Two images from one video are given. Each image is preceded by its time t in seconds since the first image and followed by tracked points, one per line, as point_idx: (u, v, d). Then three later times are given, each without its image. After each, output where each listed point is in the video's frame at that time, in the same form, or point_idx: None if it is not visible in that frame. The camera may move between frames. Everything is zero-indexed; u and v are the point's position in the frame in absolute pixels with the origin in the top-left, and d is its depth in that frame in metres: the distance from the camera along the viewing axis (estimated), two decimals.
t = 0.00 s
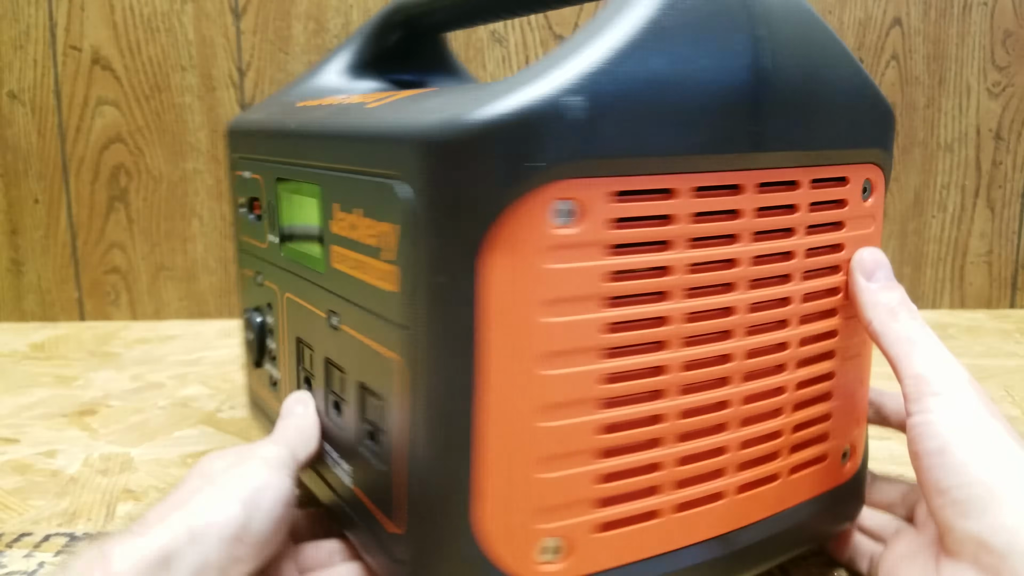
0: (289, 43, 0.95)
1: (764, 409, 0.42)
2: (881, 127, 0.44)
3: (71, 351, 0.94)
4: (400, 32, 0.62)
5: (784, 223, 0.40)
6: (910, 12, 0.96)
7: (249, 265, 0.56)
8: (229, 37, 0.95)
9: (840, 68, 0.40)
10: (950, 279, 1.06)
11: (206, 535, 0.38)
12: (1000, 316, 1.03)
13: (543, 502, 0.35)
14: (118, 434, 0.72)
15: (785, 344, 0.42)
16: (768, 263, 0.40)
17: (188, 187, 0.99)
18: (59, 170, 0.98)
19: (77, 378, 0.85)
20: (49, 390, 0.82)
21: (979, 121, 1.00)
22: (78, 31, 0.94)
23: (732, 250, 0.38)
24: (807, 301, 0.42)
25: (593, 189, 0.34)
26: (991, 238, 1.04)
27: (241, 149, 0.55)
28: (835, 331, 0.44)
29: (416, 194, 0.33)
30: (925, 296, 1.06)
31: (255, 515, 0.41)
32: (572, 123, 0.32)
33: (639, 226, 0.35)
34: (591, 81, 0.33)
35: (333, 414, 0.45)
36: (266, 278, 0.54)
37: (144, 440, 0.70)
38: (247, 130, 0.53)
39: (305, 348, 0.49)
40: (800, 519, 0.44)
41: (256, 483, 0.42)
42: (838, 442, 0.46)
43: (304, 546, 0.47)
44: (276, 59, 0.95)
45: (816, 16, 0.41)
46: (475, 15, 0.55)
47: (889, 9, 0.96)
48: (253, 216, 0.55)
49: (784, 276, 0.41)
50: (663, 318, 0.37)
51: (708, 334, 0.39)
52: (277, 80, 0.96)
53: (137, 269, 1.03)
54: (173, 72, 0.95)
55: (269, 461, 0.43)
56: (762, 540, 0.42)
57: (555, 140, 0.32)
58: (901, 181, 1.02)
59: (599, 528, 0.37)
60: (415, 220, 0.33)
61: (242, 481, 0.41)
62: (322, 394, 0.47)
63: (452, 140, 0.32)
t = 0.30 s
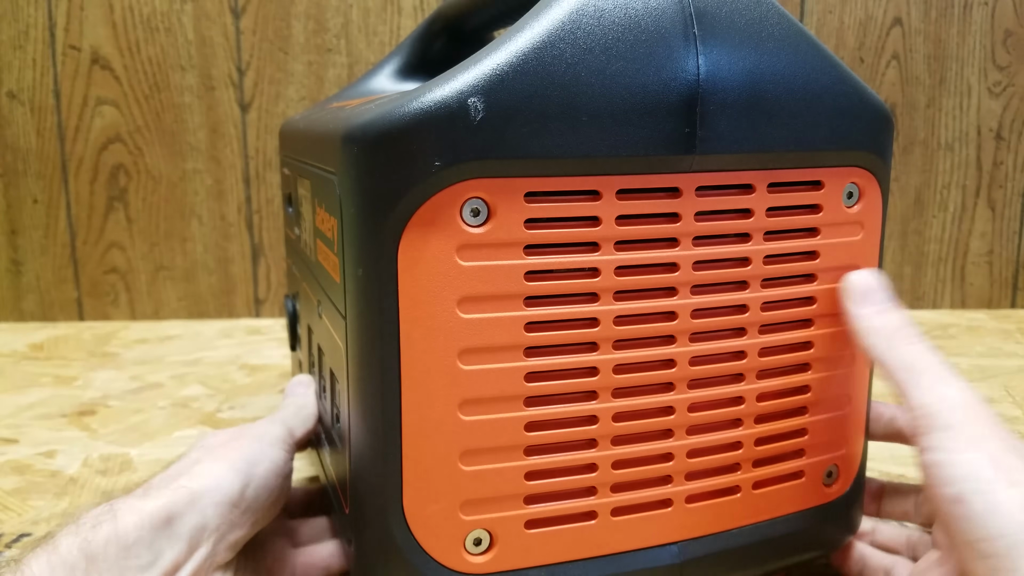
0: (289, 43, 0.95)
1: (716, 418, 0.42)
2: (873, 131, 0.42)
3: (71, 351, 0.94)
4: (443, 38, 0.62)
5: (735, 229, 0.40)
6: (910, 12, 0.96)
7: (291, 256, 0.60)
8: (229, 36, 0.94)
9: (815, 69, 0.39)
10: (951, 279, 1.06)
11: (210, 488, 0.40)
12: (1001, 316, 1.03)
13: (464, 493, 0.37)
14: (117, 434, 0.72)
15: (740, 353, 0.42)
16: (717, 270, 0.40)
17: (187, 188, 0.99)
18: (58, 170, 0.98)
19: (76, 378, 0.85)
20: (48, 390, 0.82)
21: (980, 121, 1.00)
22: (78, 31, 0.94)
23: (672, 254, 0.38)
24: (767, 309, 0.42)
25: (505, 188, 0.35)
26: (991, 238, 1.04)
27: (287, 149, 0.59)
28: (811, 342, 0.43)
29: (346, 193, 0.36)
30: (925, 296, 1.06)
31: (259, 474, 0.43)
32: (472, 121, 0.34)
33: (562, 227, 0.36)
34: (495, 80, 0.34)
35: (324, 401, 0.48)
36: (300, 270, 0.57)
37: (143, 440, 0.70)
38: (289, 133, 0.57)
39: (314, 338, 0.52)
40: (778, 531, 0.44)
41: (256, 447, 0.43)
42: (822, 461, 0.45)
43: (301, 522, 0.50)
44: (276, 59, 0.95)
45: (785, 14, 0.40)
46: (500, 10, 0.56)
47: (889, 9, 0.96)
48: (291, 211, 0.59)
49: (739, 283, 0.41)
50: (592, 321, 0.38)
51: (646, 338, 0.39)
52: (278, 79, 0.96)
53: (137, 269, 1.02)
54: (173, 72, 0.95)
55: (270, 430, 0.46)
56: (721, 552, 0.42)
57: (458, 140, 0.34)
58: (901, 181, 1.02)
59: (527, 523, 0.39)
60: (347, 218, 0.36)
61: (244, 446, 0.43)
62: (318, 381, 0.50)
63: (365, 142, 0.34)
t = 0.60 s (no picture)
0: (289, 43, 0.95)
1: (716, 417, 0.42)
2: (873, 131, 0.42)
3: (70, 352, 0.93)
4: (443, 37, 0.62)
5: (736, 229, 0.40)
6: (910, 12, 0.96)
7: (291, 256, 0.60)
8: (229, 36, 0.94)
9: (816, 69, 0.39)
10: (951, 279, 1.06)
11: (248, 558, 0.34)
12: (1001, 316, 1.03)
13: (465, 494, 0.37)
14: (117, 434, 0.72)
15: (739, 352, 0.42)
16: (718, 271, 0.40)
17: (187, 188, 0.98)
18: (58, 170, 0.98)
19: (75, 378, 0.85)
20: (48, 389, 0.82)
21: (981, 121, 1.00)
22: (78, 31, 0.94)
23: (672, 254, 0.38)
24: (765, 309, 0.42)
25: (504, 189, 0.35)
26: (991, 238, 1.04)
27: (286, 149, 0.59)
28: (811, 342, 0.43)
29: (346, 193, 0.36)
30: (925, 296, 1.05)
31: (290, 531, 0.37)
32: (472, 121, 0.34)
33: (563, 228, 0.36)
34: (494, 80, 0.34)
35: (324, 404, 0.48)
36: (299, 271, 0.57)
37: (143, 440, 0.70)
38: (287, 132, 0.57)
39: (313, 340, 0.51)
40: (779, 532, 0.44)
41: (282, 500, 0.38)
42: (822, 461, 0.45)
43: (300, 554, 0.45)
44: (276, 59, 0.95)
45: (785, 13, 0.40)
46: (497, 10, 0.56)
47: (889, 9, 0.95)
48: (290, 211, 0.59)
49: (738, 283, 0.41)
50: (593, 322, 0.38)
51: (647, 338, 0.39)
52: (278, 79, 0.96)
53: (136, 269, 1.02)
54: (173, 72, 0.95)
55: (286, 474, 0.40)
56: (722, 552, 0.42)
57: (458, 140, 0.34)
58: (901, 180, 1.01)
59: (527, 524, 0.39)
60: (346, 218, 0.36)
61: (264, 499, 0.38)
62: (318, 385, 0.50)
63: (364, 142, 0.34)
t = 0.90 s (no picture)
0: (289, 43, 0.95)
1: (710, 418, 0.41)
2: (871, 130, 0.42)
3: (70, 351, 0.93)
4: (444, 38, 0.63)
5: (731, 229, 0.40)
6: (910, 12, 0.96)
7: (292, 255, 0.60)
8: (229, 36, 0.94)
9: (812, 69, 0.39)
10: (951, 279, 1.06)
11: None
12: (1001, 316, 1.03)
13: (457, 494, 0.37)
14: (117, 434, 0.72)
15: (734, 353, 0.41)
16: (712, 271, 0.40)
17: (186, 188, 0.99)
18: (58, 169, 0.98)
19: (75, 378, 0.85)
20: (47, 389, 0.82)
21: (981, 121, 1.00)
22: (77, 31, 0.94)
23: (666, 254, 0.38)
24: (760, 310, 0.42)
25: (499, 189, 0.35)
26: (991, 238, 1.04)
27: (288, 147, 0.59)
28: (806, 343, 0.43)
29: (341, 192, 0.36)
30: (925, 296, 1.05)
31: None
32: (466, 122, 0.34)
33: (555, 227, 0.36)
34: (489, 80, 0.34)
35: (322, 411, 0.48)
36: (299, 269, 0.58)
37: (143, 440, 0.70)
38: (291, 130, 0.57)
39: (312, 340, 0.51)
40: (773, 534, 0.43)
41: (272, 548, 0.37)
42: (818, 463, 0.45)
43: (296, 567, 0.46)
44: (276, 59, 0.95)
45: (780, 13, 0.40)
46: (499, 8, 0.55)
47: (889, 9, 0.95)
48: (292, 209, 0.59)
49: (733, 284, 0.41)
50: (586, 321, 0.38)
51: (640, 339, 0.39)
52: (278, 79, 0.96)
53: (136, 269, 1.02)
54: (173, 72, 0.95)
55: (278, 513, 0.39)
56: (715, 553, 0.42)
57: (452, 140, 0.34)
58: (901, 180, 1.01)
59: (517, 524, 0.39)
60: (341, 218, 0.36)
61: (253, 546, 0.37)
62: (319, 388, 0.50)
63: (358, 142, 0.34)
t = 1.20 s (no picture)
0: (289, 43, 0.95)
1: (660, 417, 0.45)
2: (840, 129, 0.43)
3: (70, 351, 0.93)
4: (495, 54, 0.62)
5: (677, 229, 0.43)
6: (910, 12, 0.96)
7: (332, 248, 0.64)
8: (229, 36, 0.94)
9: (766, 71, 0.42)
10: (951, 279, 1.06)
11: (186, 550, 0.39)
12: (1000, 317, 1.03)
13: (399, 467, 0.43)
14: (117, 434, 0.72)
15: (685, 355, 0.44)
16: (657, 269, 0.43)
17: (187, 188, 0.99)
18: (58, 169, 0.98)
19: (75, 378, 0.85)
20: (47, 390, 0.82)
21: (980, 121, 1.00)
22: (77, 31, 0.93)
23: (605, 252, 0.42)
24: (712, 313, 0.44)
25: (433, 185, 0.41)
26: (991, 238, 1.04)
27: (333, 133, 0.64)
28: (767, 348, 0.45)
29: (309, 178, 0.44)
30: (925, 295, 1.05)
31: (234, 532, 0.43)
32: (401, 120, 0.39)
33: (492, 226, 0.41)
34: (423, 84, 0.39)
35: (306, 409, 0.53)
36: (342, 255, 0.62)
37: (143, 440, 0.70)
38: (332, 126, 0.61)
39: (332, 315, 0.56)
40: (733, 539, 0.46)
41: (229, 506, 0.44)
42: (786, 470, 0.47)
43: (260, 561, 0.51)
44: (276, 59, 0.95)
45: (737, 17, 0.42)
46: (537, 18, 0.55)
47: (889, 9, 0.95)
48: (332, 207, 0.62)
49: (683, 285, 0.44)
50: (524, 314, 0.42)
51: (580, 333, 0.43)
52: (278, 79, 0.96)
53: (136, 269, 1.02)
54: (173, 72, 0.95)
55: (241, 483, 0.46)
56: (661, 552, 0.45)
57: (388, 137, 0.40)
58: (901, 180, 1.01)
59: (456, 503, 0.44)
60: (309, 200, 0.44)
61: (210, 504, 0.43)
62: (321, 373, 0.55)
63: (315, 137, 0.41)
